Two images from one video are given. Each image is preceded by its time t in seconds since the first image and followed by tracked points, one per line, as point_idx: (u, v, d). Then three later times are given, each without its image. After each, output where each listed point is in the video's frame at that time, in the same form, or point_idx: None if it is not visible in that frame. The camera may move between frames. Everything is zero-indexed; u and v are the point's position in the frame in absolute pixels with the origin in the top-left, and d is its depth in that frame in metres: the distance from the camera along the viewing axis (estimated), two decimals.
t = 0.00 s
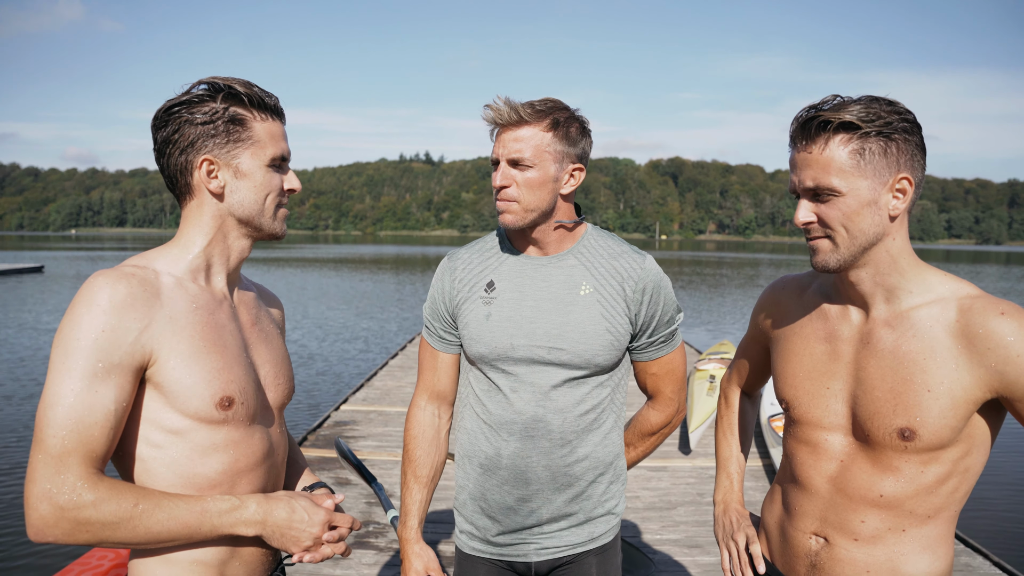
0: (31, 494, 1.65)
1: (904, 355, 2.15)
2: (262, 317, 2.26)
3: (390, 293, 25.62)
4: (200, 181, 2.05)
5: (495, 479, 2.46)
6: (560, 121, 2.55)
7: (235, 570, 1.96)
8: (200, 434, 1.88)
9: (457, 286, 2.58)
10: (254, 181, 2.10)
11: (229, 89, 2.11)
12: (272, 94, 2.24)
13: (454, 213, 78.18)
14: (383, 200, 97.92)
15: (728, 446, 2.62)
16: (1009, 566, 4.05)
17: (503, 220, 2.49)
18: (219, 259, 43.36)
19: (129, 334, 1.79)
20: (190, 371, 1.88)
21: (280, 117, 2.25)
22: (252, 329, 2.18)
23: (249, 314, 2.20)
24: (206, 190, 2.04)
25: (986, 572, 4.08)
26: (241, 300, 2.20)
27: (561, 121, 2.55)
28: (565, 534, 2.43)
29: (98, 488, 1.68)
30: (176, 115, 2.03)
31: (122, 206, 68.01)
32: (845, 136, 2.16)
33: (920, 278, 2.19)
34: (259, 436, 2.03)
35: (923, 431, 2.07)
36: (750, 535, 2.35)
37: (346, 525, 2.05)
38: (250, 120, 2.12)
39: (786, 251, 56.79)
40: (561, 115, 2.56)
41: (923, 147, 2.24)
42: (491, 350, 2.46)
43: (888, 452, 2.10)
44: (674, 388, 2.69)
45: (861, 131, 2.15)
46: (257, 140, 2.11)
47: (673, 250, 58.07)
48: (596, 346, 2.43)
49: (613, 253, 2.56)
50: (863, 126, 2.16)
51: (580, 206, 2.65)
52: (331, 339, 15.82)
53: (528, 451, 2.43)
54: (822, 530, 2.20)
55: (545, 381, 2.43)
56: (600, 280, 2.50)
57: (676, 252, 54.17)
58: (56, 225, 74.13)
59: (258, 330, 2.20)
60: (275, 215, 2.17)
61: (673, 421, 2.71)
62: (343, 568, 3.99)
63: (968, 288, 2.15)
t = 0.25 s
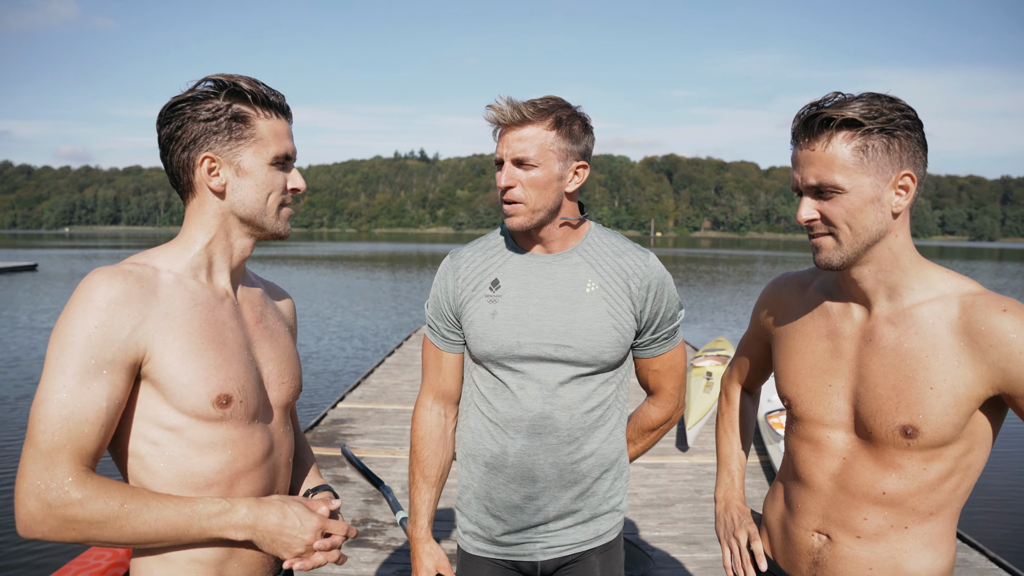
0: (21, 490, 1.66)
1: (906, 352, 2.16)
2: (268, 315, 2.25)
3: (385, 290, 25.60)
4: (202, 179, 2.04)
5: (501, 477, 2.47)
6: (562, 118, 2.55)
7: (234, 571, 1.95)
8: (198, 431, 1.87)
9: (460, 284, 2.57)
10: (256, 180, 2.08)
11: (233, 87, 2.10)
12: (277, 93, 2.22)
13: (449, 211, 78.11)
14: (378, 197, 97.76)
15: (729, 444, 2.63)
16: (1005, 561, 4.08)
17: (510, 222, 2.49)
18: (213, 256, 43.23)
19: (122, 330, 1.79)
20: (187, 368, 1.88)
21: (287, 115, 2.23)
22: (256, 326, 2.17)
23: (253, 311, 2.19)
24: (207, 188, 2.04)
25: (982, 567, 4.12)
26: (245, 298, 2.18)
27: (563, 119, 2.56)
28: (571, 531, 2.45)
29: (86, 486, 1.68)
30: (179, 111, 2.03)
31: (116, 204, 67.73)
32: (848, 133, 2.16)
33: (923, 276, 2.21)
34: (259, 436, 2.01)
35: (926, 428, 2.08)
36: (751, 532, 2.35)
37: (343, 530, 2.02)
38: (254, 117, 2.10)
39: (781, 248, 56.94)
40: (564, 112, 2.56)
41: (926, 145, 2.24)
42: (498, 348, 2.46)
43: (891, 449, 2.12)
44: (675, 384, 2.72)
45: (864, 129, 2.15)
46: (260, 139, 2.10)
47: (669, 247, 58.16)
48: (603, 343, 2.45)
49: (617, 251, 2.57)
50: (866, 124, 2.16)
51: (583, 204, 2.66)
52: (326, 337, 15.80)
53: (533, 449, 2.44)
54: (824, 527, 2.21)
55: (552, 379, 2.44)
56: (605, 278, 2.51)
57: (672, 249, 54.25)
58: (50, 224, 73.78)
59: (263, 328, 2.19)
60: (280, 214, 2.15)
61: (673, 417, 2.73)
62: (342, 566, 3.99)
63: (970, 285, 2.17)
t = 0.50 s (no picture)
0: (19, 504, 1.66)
1: (905, 351, 2.17)
2: (269, 312, 2.24)
3: (379, 289, 25.56)
4: (199, 181, 2.01)
5: (501, 476, 2.47)
6: (565, 119, 2.54)
7: None
8: (203, 436, 1.86)
9: (459, 283, 2.56)
10: (253, 181, 2.06)
11: (231, 84, 2.08)
12: (278, 87, 2.20)
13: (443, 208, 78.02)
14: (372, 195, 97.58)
15: (728, 443, 2.65)
16: (997, 557, 4.13)
17: (510, 220, 2.48)
18: (205, 254, 43.07)
19: (117, 339, 1.77)
20: (186, 374, 1.86)
21: (285, 110, 2.20)
22: (258, 325, 2.15)
23: (255, 310, 2.18)
24: (204, 191, 2.01)
25: (975, 563, 4.16)
26: (246, 297, 2.17)
27: (566, 120, 2.55)
28: (571, 529, 2.45)
29: (83, 501, 1.67)
30: (173, 110, 2.00)
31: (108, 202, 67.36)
32: (846, 135, 2.16)
33: (921, 276, 2.22)
34: (266, 441, 2.00)
35: (924, 428, 2.09)
36: (748, 531, 2.37)
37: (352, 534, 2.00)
38: (252, 116, 2.07)
39: (774, 246, 57.10)
40: (566, 113, 2.55)
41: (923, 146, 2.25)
42: (498, 348, 2.46)
43: (889, 448, 2.12)
44: (673, 379, 2.74)
45: (861, 130, 2.16)
46: (257, 138, 2.08)
47: (662, 244, 58.30)
48: (604, 342, 2.47)
49: (617, 250, 2.57)
50: (863, 125, 2.17)
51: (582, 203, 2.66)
52: (320, 335, 15.77)
53: (533, 448, 2.44)
54: (822, 526, 2.22)
55: (552, 378, 2.45)
56: (605, 278, 2.52)
57: (666, 247, 54.36)
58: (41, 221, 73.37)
59: (264, 327, 2.17)
60: (279, 215, 2.14)
61: (671, 410, 2.77)
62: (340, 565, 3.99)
63: (969, 285, 2.18)
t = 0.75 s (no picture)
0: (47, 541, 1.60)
1: (908, 350, 2.18)
2: (272, 308, 2.22)
3: (375, 287, 25.55)
4: (197, 178, 1.95)
5: (505, 475, 2.46)
6: (573, 121, 2.54)
7: None
8: (226, 444, 1.83)
9: (462, 281, 2.55)
10: (254, 176, 2.01)
11: (222, 72, 1.99)
12: (266, 70, 2.11)
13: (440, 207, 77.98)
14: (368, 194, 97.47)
15: (729, 442, 2.65)
16: (994, 555, 4.16)
17: (522, 226, 2.47)
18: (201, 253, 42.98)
19: (131, 355, 1.71)
20: (205, 384, 1.83)
21: (276, 95, 2.12)
22: (265, 322, 2.14)
23: (259, 307, 2.16)
24: (203, 189, 1.96)
25: (972, 560, 4.20)
26: (249, 294, 2.15)
27: (574, 121, 2.54)
28: (575, 527, 2.46)
29: (112, 528, 1.63)
30: (161, 104, 1.90)
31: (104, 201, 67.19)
32: (853, 129, 2.16)
33: (925, 274, 2.22)
34: (288, 438, 1.99)
35: (928, 427, 2.09)
36: (751, 530, 2.36)
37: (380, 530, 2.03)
38: (248, 107, 2.00)
39: (771, 245, 57.22)
40: (573, 114, 2.54)
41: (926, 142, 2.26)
42: (502, 346, 2.46)
43: (893, 447, 2.13)
44: (673, 380, 2.75)
45: (868, 124, 2.16)
46: (255, 130, 2.02)
47: (659, 243, 58.38)
48: (608, 340, 2.47)
49: (620, 249, 2.58)
50: (870, 119, 2.16)
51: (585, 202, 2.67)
52: (316, 334, 15.75)
53: (538, 446, 2.44)
54: (825, 526, 2.22)
55: (557, 377, 2.45)
56: (608, 276, 2.53)
57: (662, 246, 54.42)
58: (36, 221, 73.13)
59: (271, 324, 2.16)
60: (280, 207, 2.10)
61: (671, 411, 2.78)
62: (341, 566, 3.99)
63: (973, 283, 2.18)
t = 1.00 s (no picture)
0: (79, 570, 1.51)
1: (910, 349, 2.18)
2: (273, 312, 2.20)
3: (371, 286, 25.54)
4: (202, 178, 1.90)
5: (506, 475, 2.46)
6: (592, 127, 2.53)
7: None
8: (243, 457, 1.81)
9: (463, 281, 2.54)
10: (262, 176, 1.98)
11: (228, 68, 1.95)
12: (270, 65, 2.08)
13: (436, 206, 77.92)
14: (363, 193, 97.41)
15: (730, 440, 2.65)
16: (991, 553, 4.19)
17: (533, 223, 2.47)
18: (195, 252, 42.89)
19: (155, 367, 1.66)
20: (226, 396, 1.79)
21: (281, 92, 2.10)
22: (269, 327, 2.12)
23: (262, 311, 2.13)
24: (211, 189, 1.90)
25: (970, 559, 4.23)
26: (252, 297, 2.12)
27: (592, 127, 2.53)
28: (576, 526, 2.46)
29: (151, 549, 1.56)
30: (165, 100, 1.84)
31: (98, 200, 66.94)
32: (853, 130, 2.16)
33: (926, 274, 2.22)
34: (297, 448, 1.98)
35: (931, 427, 2.09)
36: (752, 530, 2.37)
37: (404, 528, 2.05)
38: (255, 105, 1.97)
39: (766, 244, 57.36)
40: (592, 119, 2.53)
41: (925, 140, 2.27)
42: (504, 347, 2.45)
43: (895, 447, 2.13)
44: (672, 378, 2.76)
45: (868, 125, 2.16)
46: (263, 128, 1.99)
47: (655, 242, 58.45)
48: (609, 340, 2.47)
49: (620, 249, 2.58)
50: (870, 120, 2.16)
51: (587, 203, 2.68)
52: (312, 334, 15.73)
53: (539, 446, 2.44)
54: (827, 525, 2.22)
55: (560, 376, 2.45)
56: (608, 275, 2.53)
57: (658, 245, 54.58)
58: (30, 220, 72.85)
59: (275, 329, 2.13)
60: (286, 205, 2.08)
61: (669, 410, 2.78)
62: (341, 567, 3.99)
63: (975, 283, 2.18)
